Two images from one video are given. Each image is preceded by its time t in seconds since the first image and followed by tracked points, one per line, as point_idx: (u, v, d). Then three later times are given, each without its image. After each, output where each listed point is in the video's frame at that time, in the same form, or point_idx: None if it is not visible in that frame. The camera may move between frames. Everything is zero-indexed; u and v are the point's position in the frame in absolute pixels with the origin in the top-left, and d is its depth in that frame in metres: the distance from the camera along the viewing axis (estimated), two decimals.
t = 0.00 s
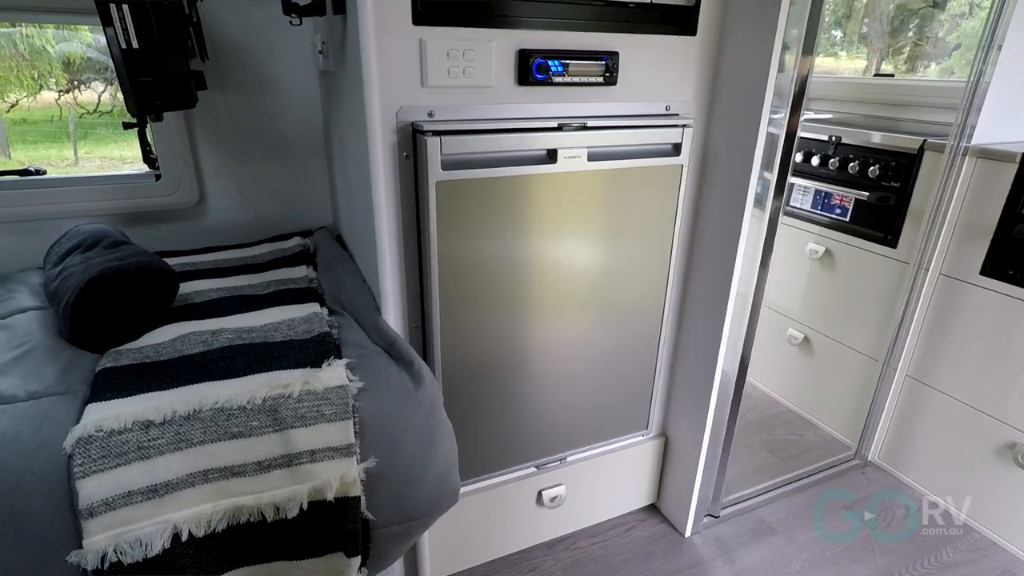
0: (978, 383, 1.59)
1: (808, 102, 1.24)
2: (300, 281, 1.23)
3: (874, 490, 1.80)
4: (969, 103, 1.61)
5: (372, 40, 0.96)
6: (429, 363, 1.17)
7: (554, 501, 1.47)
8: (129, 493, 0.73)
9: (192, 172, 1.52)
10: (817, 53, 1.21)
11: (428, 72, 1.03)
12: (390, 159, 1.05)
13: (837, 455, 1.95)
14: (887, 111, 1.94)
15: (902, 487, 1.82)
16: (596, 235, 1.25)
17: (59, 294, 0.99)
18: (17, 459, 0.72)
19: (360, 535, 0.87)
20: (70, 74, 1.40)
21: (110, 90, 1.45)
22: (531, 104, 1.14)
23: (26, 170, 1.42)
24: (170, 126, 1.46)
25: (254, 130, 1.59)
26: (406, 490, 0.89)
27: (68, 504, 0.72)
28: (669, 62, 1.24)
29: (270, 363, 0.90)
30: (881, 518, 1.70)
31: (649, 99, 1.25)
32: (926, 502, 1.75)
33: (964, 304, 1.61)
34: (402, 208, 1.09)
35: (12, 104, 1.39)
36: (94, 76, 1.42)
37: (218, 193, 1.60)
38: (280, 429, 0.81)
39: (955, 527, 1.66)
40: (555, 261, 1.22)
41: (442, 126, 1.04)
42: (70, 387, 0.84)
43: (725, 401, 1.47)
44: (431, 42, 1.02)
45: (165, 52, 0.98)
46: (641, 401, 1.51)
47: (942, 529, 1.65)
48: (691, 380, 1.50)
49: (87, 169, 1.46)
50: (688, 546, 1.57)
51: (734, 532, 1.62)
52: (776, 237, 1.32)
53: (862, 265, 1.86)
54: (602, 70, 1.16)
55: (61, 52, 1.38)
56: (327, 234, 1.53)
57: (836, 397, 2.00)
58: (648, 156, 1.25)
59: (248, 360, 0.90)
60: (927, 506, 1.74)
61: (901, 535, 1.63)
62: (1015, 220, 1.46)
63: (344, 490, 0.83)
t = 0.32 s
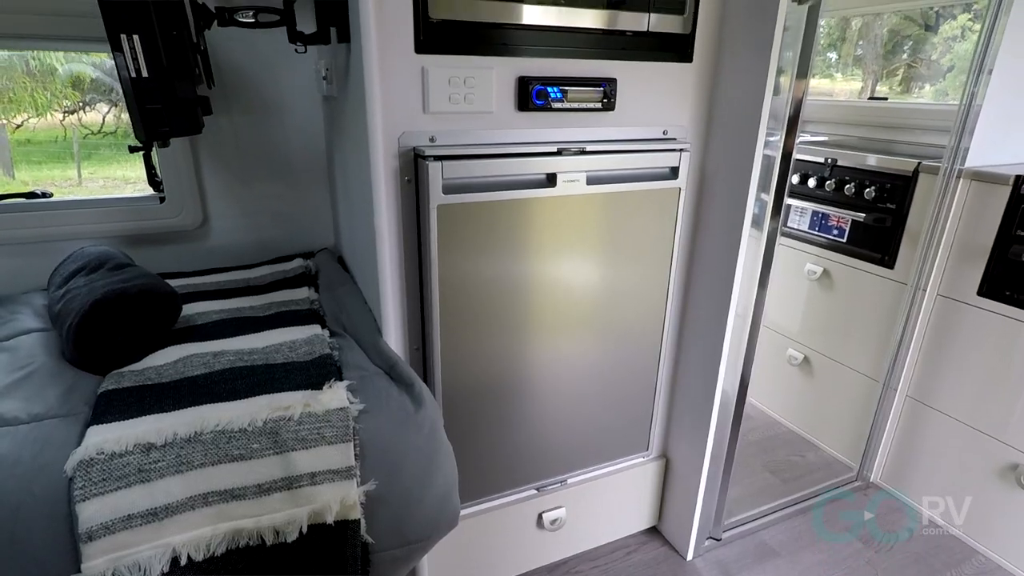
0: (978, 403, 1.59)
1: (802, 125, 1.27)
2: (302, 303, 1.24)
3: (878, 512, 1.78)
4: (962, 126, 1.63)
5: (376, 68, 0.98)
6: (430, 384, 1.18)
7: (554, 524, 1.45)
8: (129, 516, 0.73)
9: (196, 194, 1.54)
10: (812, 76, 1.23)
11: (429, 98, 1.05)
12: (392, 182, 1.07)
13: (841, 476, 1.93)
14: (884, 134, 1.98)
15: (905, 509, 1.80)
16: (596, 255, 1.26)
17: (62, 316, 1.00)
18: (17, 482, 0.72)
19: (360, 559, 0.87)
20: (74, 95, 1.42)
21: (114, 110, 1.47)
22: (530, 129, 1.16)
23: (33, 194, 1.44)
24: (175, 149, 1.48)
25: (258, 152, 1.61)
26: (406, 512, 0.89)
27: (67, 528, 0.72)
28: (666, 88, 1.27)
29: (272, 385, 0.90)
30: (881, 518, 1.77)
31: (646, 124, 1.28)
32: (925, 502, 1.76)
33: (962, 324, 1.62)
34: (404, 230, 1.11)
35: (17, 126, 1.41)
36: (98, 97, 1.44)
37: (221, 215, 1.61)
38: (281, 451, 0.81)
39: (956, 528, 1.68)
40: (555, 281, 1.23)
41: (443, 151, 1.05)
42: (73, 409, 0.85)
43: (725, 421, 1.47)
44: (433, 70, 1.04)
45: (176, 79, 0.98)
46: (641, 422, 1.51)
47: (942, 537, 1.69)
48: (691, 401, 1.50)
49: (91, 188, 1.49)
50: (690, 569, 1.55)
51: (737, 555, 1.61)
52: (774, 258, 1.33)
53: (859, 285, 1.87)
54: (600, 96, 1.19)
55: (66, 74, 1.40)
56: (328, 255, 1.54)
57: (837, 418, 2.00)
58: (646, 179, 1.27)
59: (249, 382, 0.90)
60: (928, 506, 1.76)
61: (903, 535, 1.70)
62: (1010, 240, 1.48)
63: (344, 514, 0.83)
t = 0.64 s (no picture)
0: (978, 422, 1.59)
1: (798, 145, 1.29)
2: (303, 322, 1.25)
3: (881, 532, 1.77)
4: (955, 145, 1.65)
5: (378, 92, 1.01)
6: (430, 403, 1.18)
7: (554, 544, 1.44)
8: (129, 536, 0.73)
9: (200, 214, 1.56)
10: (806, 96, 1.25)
11: (431, 121, 1.07)
12: (394, 203, 1.08)
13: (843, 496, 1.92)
14: (879, 153, 2.02)
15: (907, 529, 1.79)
16: (595, 273, 1.27)
17: (65, 335, 1.01)
18: (18, 502, 0.72)
19: None
20: (79, 114, 1.44)
21: (118, 129, 1.50)
22: (530, 151, 1.18)
23: (38, 214, 1.45)
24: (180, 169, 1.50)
25: (261, 172, 1.63)
26: (406, 532, 0.89)
27: (66, 547, 0.72)
28: (663, 111, 1.29)
29: (272, 405, 0.90)
30: (881, 519, 1.84)
31: (644, 146, 1.30)
32: (926, 502, 1.75)
33: (961, 342, 1.62)
34: (405, 249, 1.12)
35: (22, 144, 1.42)
36: (102, 116, 1.47)
37: (224, 234, 1.63)
38: (281, 470, 0.82)
39: (955, 527, 1.68)
40: (555, 299, 1.24)
41: (444, 172, 1.07)
42: (74, 429, 0.85)
43: (726, 439, 1.47)
44: (435, 94, 1.06)
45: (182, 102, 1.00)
46: (641, 440, 1.50)
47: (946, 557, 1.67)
48: (691, 419, 1.50)
49: (93, 206, 1.50)
50: None
51: None
52: (771, 276, 1.35)
53: (857, 304, 1.88)
54: (599, 118, 1.21)
55: (70, 92, 1.42)
56: (330, 274, 1.56)
57: (837, 436, 1.99)
58: (644, 199, 1.29)
59: (250, 401, 0.91)
60: (927, 505, 1.75)
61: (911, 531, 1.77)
62: (1006, 259, 1.49)
63: (344, 534, 0.83)
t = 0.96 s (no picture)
0: (979, 441, 1.58)
1: (794, 165, 1.30)
2: (304, 341, 1.27)
3: (884, 553, 1.75)
4: (949, 165, 1.70)
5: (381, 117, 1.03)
6: (430, 422, 1.18)
7: (554, 565, 1.43)
8: (128, 557, 0.73)
9: (202, 234, 1.58)
10: (801, 116, 1.27)
11: (432, 144, 1.09)
12: (395, 224, 1.10)
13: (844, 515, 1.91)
14: (876, 173, 2.04)
15: (909, 549, 1.77)
16: (595, 291, 1.29)
17: (68, 355, 1.01)
18: (19, 522, 0.72)
19: None
20: (81, 133, 1.47)
21: (121, 148, 1.51)
22: (530, 173, 1.20)
23: (44, 234, 1.48)
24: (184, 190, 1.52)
25: (264, 192, 1.65)
26: (406, 553, 0.88)
27: (65, 568, 0.72)
28: (660, 133, 1.32)
29: (273, 425, 0.90)
30: (881, 517, 1.89)
31: (642, 167, 1.32)
32: (925, 502, 1.75)
33: (959, 361, 1.63)
34: (407, 269, 1.13)
35: (26, 164, 1.44)
36: (105, 135, 1.49)
37: (225, 254, 1.65)
38: (282, 490, 0.82)
39: (954, 528, 1.67)
40: (555, 317, 1.25)
41: (445, 194, 1.09)
42: (76, 449, 0.85)
43: (726, 459, 1.46)
44: (436, 117, 1.08)
45: (189, 125, 1.02)
46: (640, 458, 1.50)
47: None
48: (691, 437, 1.50)
49: (95, 224, 1.52)
50: None
51: None
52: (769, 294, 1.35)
53: (855, 322, 1.89)
54: (597, 141, 1.23)
55: (72, 112, 1.44)
56: (331, 293, 1.58)
57: (838, 455, 1.98)
58: (642, 220, 1.31)
59: (251, 421, 0.91)
60: (928, 506, 1.74)
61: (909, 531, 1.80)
62: (1002, 278, 1.50)
63: (343, 555, 0.83)
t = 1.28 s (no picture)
0: (979, 459, 1.58)
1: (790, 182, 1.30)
2: (305, 358, 1.27)
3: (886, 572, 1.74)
4: (943, 183, 1.70)
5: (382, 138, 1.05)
6: (430, 440, 1.19)
7: None
8: None
9: (205, 252, 1.60)
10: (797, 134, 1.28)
11: (433, 164, 1.11)
12: (396, 243, 1.12)
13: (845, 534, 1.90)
14: (871, 191, 2.12)
15: (912, 568, 1.76)
16: (595, 308, 1.29)
17: (70, 373, 1.02)
18: (19, 540, 0.73)
19: None
20: (85, 150, 1.49)
21: (123, 164, 1.53)
22: (529, 192, 1.22)
23: (47, 251, 1.49)
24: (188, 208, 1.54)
25: (267, 211, 1.67)
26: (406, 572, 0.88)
27: None
28: (657, 153, 1.34)
29: (274, 442, 0.91)
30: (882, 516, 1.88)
31: (639, 186, 1.34)
32: (926, 503, 1.74)
33: (958, 377, 1.63)
34: (408, 287, 1.15)
35: (29, 180, 1.46)
36: (108, 152, 1.51)
37: (228, 271, 1.66)
38: (282, 509, 0.82)
39: (955, 528, 1.66)
40: (555, 333, 1.26)
41: (446, 213, 1.10)
42: (76, 466, 0.86)
43: (727, 477, 1.45)
44: (437, 138, 1.10)
45: (194, 146, 1.04)
46: (641, 475, 1.50)
47: None
48: (692, 454, 1.49)
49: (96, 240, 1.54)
50: None
51: None
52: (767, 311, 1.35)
53: (853, 339, 1.90)
54: (595, 161, 1.25)
55: (76, 129, 1.46)
56: (332, 310, 1.59)
57: (839, 472, 1.98)
58: (640, 239, 1.32)
59: (252, 439, 0.91)
60: (927, 506, 1.74)
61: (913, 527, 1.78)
62: (998, 295, 1.51)
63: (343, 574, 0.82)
